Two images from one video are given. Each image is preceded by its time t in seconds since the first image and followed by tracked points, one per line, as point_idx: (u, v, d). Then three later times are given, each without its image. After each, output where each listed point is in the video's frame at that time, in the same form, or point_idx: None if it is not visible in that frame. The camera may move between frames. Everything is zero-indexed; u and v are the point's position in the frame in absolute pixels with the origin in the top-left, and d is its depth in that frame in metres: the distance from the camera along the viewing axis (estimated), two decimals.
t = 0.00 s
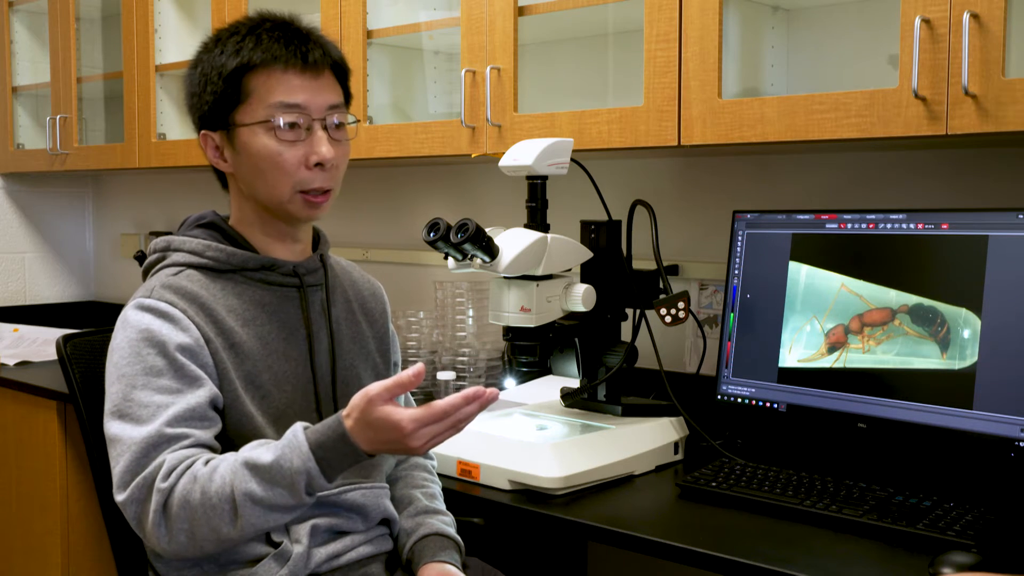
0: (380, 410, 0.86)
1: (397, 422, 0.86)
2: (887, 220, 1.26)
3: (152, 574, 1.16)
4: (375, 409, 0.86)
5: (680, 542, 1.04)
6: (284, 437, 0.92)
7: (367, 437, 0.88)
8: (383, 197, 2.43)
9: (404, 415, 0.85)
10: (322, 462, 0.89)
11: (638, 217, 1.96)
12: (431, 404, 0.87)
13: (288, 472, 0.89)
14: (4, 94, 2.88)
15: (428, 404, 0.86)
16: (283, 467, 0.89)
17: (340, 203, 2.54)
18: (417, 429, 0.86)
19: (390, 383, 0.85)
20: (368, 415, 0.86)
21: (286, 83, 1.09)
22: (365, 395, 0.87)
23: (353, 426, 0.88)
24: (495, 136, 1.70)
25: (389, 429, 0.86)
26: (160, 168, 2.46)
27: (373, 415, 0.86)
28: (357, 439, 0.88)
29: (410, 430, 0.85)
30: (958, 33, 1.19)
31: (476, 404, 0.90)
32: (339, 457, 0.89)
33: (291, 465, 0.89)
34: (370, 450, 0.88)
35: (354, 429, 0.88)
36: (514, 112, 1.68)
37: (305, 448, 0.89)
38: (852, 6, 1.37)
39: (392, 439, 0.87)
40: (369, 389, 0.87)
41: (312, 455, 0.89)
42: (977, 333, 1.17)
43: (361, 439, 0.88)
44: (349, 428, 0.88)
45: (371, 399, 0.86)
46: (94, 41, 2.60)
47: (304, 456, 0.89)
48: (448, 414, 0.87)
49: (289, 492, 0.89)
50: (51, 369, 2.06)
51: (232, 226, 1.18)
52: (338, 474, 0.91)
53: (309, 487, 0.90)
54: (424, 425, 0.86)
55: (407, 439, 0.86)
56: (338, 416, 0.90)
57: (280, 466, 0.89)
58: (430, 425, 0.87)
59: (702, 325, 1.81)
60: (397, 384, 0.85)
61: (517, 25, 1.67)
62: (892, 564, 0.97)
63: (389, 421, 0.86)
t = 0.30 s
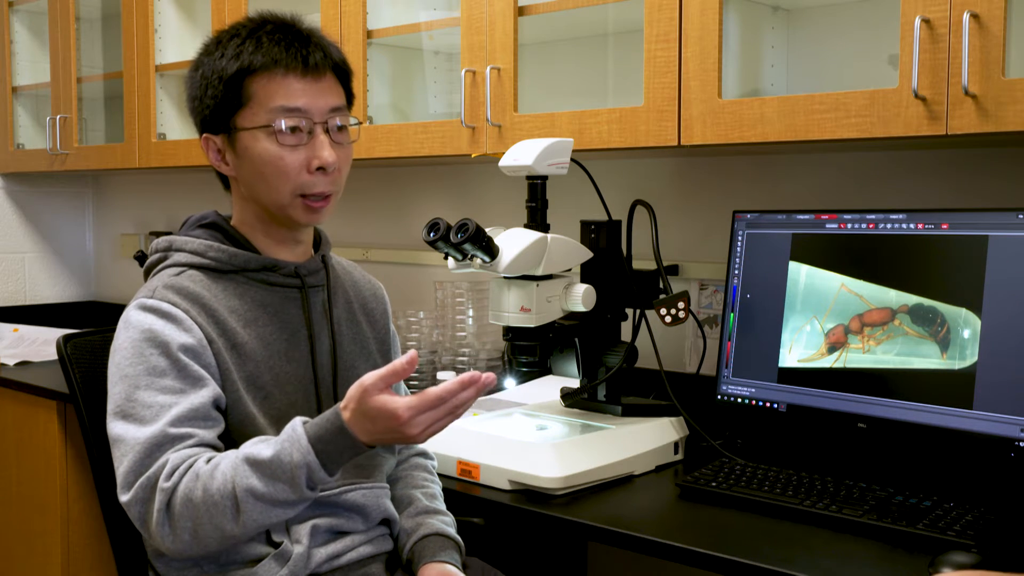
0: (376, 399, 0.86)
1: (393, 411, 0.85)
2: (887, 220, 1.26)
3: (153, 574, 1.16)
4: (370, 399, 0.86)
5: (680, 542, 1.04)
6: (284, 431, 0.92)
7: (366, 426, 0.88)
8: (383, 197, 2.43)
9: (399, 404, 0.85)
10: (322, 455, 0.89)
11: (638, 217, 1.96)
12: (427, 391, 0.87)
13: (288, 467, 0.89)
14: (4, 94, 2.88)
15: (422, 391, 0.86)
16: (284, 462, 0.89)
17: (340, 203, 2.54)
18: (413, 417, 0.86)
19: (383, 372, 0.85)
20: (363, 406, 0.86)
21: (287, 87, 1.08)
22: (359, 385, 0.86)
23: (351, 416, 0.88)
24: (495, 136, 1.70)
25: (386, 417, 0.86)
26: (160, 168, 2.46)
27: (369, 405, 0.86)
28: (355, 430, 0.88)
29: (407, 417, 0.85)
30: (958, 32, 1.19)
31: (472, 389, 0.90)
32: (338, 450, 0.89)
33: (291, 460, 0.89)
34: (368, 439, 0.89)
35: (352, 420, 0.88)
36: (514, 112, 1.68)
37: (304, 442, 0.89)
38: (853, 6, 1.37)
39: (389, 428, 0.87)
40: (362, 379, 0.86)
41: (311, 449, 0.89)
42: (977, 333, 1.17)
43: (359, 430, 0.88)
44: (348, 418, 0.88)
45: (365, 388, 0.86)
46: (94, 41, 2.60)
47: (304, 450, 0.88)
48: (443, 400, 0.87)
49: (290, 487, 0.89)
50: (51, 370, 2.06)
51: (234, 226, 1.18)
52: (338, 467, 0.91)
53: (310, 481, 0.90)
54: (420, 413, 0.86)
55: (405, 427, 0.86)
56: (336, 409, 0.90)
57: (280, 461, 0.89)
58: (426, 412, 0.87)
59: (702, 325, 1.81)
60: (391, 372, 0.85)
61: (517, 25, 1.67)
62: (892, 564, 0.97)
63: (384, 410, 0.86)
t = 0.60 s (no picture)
0: (378, 411, 0.86)
1: (395, 423, 0.86)
2: (887, 220, 1.26)
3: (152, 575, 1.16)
4: (373, 410, 0.86)
5: (680, 542, 1.04)
6: (285, 438, 0.92)
7: (367, 437, 0.88)
8: (382, 197, 2.43)
9: (402, 416, 0.85)
10: (322, 462, 0.89)
11: (638, 217, 1.96)
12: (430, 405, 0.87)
13: (289, 474, 0.89)
14: (4, 94, 2.88)
15: (426, 405, 0.86)
16: (284, 469, 0.89)
17: (340, 203, 2.54)
18: (416, 430, 0.86)
19: (387, 384, 0.85)
20: (366, 417, 0.86)
21: (287, 90, 1.08)
22: (363, 396, 0.87)
23: (353, 427, 0.88)
24: (495, 136, 1.70)
25: (388, 429, 0.86)
26: (160, 168, 2.46)
27: (372, 417, 0.86)
28: (357, 440, 0.88)
29: (409, 430, 0.85)
30: (958, 32, 1.19)
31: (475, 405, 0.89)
32: (339, 458, 0.89)
33: (292, 467, 0.89)
34: (370, 451, 0.89)
35: (354, 431, 0.88)
36: (514, 112, 1.68)
37: (306, 449, 0.89)
38: (853, 6, 1.37)
39: (391, 440, 0.87)
40: (367, 390, 0.87)
41: (312, 456, 0.89)
42: (977, 333, 1.17)
43: (361, 441, 0.88)
44: (349, 429, 0.88)
45: (368, 400, 0.86)
46: (94, 41, 2.60)
47: (305, 458, 0.88)
48: (446, 414, 0.87)
49: (290, 494, 0.89)
50: (51, 369, 2.06)
51: (234, 226, 1.18)
52: (339, 474, 0.91)
53: (310, 488, 0.90)
54: (422, 427, 0.86)
55: (407, 440, 0.86)
56: (338, 418, 0.90)
57: (281, 468, 0.89)
58: (428, 427, 0.86)
59: (702, 325, 1.81)
60: (394, 385, 0.85)
61: (517, 25, 1.67)
62: (892, 564, 0.97)
63: (387, 422, 0.86)
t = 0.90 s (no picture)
0: (386, 443, 0.84)
1: (401, 457, 0.83)
2: (887, 220, 1.26)
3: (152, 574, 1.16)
4: (381, 441, 0.84)
5: (680, 542, 1.04)
6: (292, 456, 0.89)
7: (374, 466, 0.85)
8: (382, 197, 2.43)
9: (409, 451, 0.83)
10: (327, 485, 0.87)
11: (638, 217, 1.96)
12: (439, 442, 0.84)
13: (292, 493, 0.87)
14: (4, 94, 2.88)
15: (435, 442, 0.84)
16: (289, 488, 0.87)
17: (340, 203, 2.54)
18: (422, 465, 0.83)
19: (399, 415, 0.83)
20: (373, 446, 0.84)
21: (285, 96, 1.08)
22: (372, 424, 0.84)
23: (359, 454, 0.85)
24: (495, 136, 1.70)
25: (394, 461, 0.84)
26: (160, 168, 2.46)
27: (378, 447, 0.84)
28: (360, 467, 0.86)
29: (415, 467, 0.83)
30: (958, 32, 1.19)
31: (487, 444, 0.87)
32: (344, 482, 0.86)
33: (295, 486, 0.87)
34: (372, 478, 0.86)
35: (358, 457, 0.86)
36: (514, 112, 1.68)
37: (311, 471, 0.87)
38: (853, 6, 1.37)
39: (396, 473, 0.84)
40: (376, 419, 0.84)
41: (317, 479, 0.87)
42: (977, 333, 1.17)
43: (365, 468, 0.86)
44: (356, 455, 0.86)
45: (377, 429, 0.84)
46: (94, 41, 2.60)
47: (310, 479, 0.86)
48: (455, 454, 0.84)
49: (291, 513, 0.88)
50: (51, 370, 2.06)
51: (233, 228, 1.18)
52: (342, 497, 0.88)
53: (312, 509, 0.88)
54: (429, 465, 0.83)
55: (412, 476, 0.83)
56: (345, 442, 0.87)
57: (285, 486, 0.87)
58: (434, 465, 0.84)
59: (702, 325, 1.81)
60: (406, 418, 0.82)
61: (517, 25, 1.67)
62: (892, 564, 0.97)
63: (393, 455, 0.83)
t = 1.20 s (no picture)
0: (384, 491, 0.89)
1: (397, 508, 0.88)
2: (887, 220, 1.26)
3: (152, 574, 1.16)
4: (379, 489, 0.89)
5: (680, 542, 1.04)
6: (287, 487, 0.94)
7: (368, 511, 0.90)
8: (382, 197, 2.43)
9: (404, 503, 0.88)
10: (318, 519, 0.91)
11: (638, 217, 1.96)
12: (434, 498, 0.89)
13: (285, 525, 0.91)
14: (4, 94, 2.88)
15: (429, 498, 0.88)
16: (282, 520, 0.91)
17: (340, 203, 2.54)
18: (414, 520, 0.88)
19: (398, 469, 0.88)
20: (371, 493, 0.89)
21: (282, 92, 1.09)
22: (372, 472, 0.89)
23: (355, 495, 0.90)
24: (495, 136, 1.70)
25: (388, 510, 0.89)
26: (160, 168, 2.46)
27: (376, 494, 0.89)
28: (356, 508, 0.91)
29: (407, 519, 0.87)
30: (958, 33, 1.19)
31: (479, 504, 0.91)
32: (335, 517, 0.91)
33: (289, 520, 0.91)
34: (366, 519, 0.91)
35: (355, 500, 0.91)
36: (514, 112, 1.68)
37: (306, 507, 0.91)
38: (853, 6, 1.37)
39: (390, 520, 0.89)
40: (377, 468, 0.89)
41: (310, 513, 0.91)
42: (977, 333, 1.17)
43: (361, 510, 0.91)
44: (353, 496, 0.90)
45: (376, 477, 0.89)
46: (94, 41, 2.60)
47: (302, 513, 0.91)
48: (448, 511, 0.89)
49: (282, 543, 0.92)
50: (51, 369, 2.06)
51: (233, 229, 1.18)
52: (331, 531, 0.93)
53: (301, 540, 0.92)
54: (422, 517, 0.88)
55: (403, 525, 0.88)
56: (344, 480, 0.92)
57: (279, 517, 0.91)
58: (426, 518, 0.88)
59: (702, 325, 1.81)
60: (404, 473, 0.87)
61: (517, 25, 1.67)
62: (892, 564, 0.97)
63: (390, 503, 0.89)
